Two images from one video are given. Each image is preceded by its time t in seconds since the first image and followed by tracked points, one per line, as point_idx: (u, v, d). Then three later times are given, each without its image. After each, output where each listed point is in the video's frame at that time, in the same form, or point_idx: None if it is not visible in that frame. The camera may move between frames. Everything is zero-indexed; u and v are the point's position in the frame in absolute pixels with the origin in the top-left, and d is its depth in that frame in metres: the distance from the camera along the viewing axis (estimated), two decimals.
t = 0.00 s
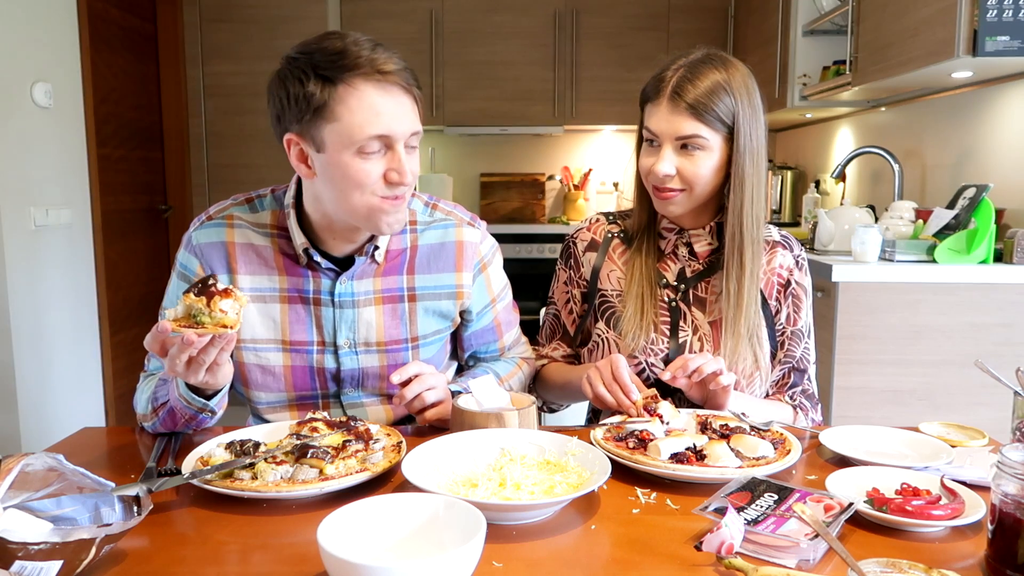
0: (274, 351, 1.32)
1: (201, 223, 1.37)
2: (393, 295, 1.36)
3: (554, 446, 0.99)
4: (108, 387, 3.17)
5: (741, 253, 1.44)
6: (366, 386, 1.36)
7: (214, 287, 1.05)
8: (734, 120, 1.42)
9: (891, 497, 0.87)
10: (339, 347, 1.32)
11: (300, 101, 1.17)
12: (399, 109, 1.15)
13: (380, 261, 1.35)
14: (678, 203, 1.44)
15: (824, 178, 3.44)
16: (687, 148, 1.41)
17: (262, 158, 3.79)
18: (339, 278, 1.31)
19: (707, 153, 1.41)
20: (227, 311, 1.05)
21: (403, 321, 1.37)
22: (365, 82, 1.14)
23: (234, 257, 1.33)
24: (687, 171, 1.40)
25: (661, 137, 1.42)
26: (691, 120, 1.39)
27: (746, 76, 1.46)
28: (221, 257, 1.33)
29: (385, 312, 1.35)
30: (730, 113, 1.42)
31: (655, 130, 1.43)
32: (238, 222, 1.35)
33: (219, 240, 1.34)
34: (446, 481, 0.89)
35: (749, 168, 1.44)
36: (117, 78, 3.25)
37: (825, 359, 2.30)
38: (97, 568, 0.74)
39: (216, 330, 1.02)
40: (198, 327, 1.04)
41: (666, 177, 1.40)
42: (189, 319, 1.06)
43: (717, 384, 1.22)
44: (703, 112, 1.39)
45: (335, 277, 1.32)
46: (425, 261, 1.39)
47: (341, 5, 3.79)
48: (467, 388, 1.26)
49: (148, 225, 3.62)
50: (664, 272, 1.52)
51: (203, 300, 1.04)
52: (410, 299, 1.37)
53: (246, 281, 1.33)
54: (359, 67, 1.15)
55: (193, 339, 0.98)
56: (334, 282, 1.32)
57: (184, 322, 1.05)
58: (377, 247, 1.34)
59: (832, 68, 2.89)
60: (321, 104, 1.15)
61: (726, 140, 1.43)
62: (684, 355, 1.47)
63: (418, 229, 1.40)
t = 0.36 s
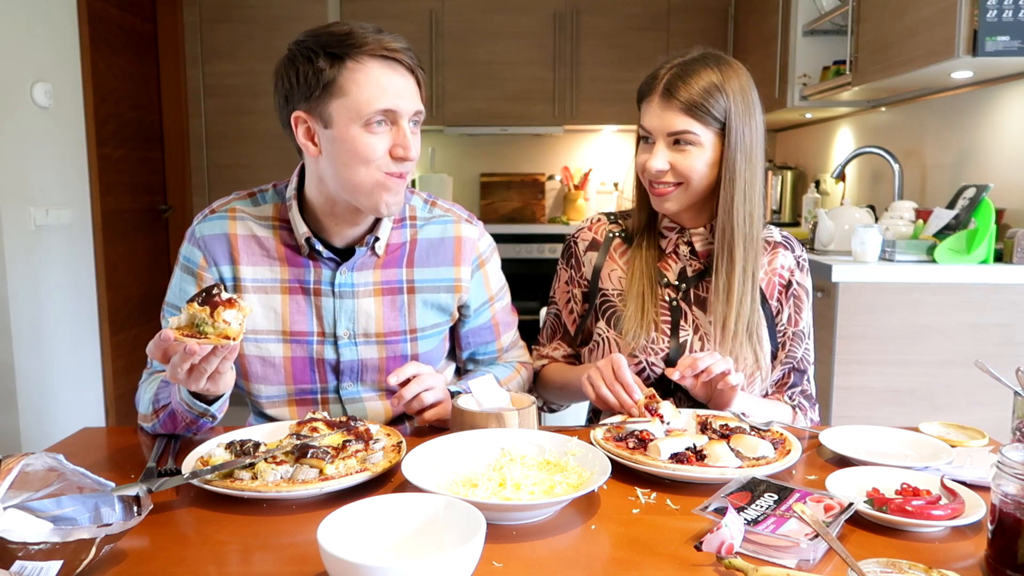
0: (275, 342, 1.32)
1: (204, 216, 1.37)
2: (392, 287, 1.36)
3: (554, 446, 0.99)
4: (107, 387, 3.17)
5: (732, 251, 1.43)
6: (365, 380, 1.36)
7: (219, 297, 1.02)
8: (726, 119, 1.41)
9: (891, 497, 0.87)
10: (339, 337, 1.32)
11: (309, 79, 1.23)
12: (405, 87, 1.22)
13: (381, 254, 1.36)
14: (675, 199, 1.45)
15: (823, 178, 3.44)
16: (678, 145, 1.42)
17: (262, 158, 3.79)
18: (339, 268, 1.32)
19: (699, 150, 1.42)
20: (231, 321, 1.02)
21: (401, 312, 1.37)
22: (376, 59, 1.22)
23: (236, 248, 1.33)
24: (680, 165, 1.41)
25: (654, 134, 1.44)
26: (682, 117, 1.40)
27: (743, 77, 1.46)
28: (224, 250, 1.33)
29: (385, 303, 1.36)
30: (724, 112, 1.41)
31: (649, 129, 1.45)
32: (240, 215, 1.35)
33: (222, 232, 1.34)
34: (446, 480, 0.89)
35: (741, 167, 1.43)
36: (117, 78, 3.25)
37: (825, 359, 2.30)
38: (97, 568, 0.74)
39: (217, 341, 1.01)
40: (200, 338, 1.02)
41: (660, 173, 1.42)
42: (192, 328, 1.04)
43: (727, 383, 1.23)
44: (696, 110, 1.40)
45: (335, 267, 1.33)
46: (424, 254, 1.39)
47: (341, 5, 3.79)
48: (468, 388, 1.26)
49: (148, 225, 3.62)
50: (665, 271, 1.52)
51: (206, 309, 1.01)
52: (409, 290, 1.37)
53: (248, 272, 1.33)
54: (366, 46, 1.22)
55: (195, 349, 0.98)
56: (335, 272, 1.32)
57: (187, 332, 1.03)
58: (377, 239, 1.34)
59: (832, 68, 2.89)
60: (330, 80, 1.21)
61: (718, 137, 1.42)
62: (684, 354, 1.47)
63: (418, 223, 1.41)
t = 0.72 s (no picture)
0: (275, 335, 1.32)
1: (205, 212, 1.37)
2: (390, 278, 1.36)
3: (554, 446, 0.99)
4: (107, 386, 3.17)
5: (724, 254, 1.44)
6: (364, 374, 1.36)
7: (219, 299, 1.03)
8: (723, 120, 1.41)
9: (891, 497, 0.87)
10: (339, 327, 1.33)
11: (306, 65, 1.26)
12: (398, 70, 1.25)
13: (379, 246, 1.36)
14: (668, 201, 1.45)
15: (823, 178, 3.44)
16: (672, 143, 1.42)
17: (262, 158, 3.79)
18: (338, 259, 1.32)
19: (692, 149, 1.41)
20: (230, 323, 1.02)
21: (399, 304, 1.37)
22: (367, 42, 1.25)
23: (236, 242, 1.33)
24: (672, 163, 1.41)
25: (649, 133, 1.45)
26: (676, 115, 1.40)
27: (743, 83, 1.45)
28: (224, 244, 1.33)
29: (384, 295, 1.36)
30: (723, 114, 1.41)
31: (645, 127, 1.46)
32: (241, 211, 1.36)
33: (223, 227, 1.34)
34: (446, 480, 0.89)
35: (739, 168, 1.43)
36: (116, 78, 3.25)
37: (825, 359, 2.30)
38: (96, 568, 0.74)
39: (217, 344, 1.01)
40: (200, 339, 1.02)
41: (652, 170, 1.42)
42: (192, 330, 1.04)
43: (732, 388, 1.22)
44: (693, 109, 1.40)
45: (334, 259, 1.33)
46: (422, 247, 1.39)
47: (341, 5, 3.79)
48: (467, 389, 1.26)
49: (148, 225, 3.62)
50: (665, 274, 1.52)
51: (206, 312, 1.02)
52: (407, 282, 1.37)
53: (248, 265, 1.33)
54: (361, 31, 1.25)
55: (194, 352, 0.98)
56: (334, 263, 1.33)
57: (186, 334, 1.03)
58: (376, 231, 1.35)
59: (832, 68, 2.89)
60: (326, 65, 1.24)
61: (717, 141, 1.42)
62: (686, 358, 1.46)
63: (416, 218, 1.41)
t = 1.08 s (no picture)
0: (274, 329, 1.32)
1: (204, 212, 1.37)
2: (388, 272, 1.37)
3: (554, 446, 0.99)
4: (107, 386, 3.17)
5: (720, 255, 1.44)
6: (362, 368, 1.36)
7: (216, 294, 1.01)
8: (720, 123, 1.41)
9: (891, 497, 0.87)
10: (337, 321, 1.33)
11: (306, 62, 1.28)
12: (398, 67, 1.28)
13: (375, 241, 1.36)
14: (664, 201, 1.45)
15: (824, 178, 3.44)
16: (668, 143, 1.43)
17: (262, 158, 3.79)
18: (335, 253, 1.33)
19: (687, 149, 1.41)
20: (229, 318, 1.01)
21: (397, 296, 1.37)
22: (368, 39, 1.27)
23: (235, 240, 1.33)
24: (666, 163, 1.42)
25: (646, 134, 1.46)
26: (672, 116, 1.41)
27: (744, 88, 1.45)
28: (224, 242, 1.33)
29: (381, 288, 1.36)
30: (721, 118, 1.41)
31: (643, 129, 1.47)
32: (239, 209, 1.36)
33: (222, 226, 1.34)
34: (446, 480, 0.89)
35: (734, 167, 1.42)
36: (116, 78, 3.25)
37: (825, 359, 2.30)
38: (96, 568, 0.74)
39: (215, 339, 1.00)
40: (198, 336, 1.01)
41: (647, 170, 1.44)
42: (190, 326, 1.03)
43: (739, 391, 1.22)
44: (689, 112, 1.41)
45: (332, 252, 1.33)
46: (418, 241, 1.40)
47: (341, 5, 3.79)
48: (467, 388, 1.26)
49: (148, 224, 3.62)
50: (669, 276, 1.52)
51: (203, 307, 1.00)
52: (404, 276, 1.37)
53: (247, 262, 1.33)
54: (361, 28, 1.27)
55: (193, 348, 0.98)
56: (331, 257, 1.33)
57: (184, 330, 1.02)
58: (372, 224, 1.36)
59: (832, 68, 2.89)
60: (330, 58, 1.26)
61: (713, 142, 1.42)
62: (689, 360, 1.46)
63: (411, 213, 1.42)
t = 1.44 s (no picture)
0: (277, 327, 1.32)
1: (210, 212, 1.37)
2: (389, 272, 1.37)
3: (555, 446, 0.99)
4: (107, 387, 3.17)
5: (733, 260, 1.43)
6: (364, 368, 1.35)
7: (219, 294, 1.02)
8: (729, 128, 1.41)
9: (891, 497, 0.87)
10: (338, 320, 1.33)
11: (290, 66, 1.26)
12: (337, 75, 1.19)
13: (378, 242, 1.37)
14: (673, 208, 1.45)
15: (823, 178, 3.45)
16: (674, 151, 1.42)
17: (262, 158, 3.79)
18: (338, 253, 1.33)
19: (696, 158, 1.41)
20: (231, 317, 1.02)
21: (397, 298, 1.37)
22: (318, 44, 1.20)
23: (240, 239, 1.34)
24: (675, 171, 1.41)
25: (651, 141, 1.45)
26: (681, 124, 1.40)
27: (748, 87, 1.45)
28: (229, 241, 1.33)
29: (382, 287, 1.36)
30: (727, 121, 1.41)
31: (650, 136, 1.45)
32: (244, 209, 1.36)
33: (227, 225, 1.34)
34: (446, 481, 0.89)
35: (745, 172, 1.43)
36: (117, 78, 3.25)
37: (825, 359, 2.30)
38: (96, 568, 0.74)
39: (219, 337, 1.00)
40: (201, 335, 1.01)
41: (654, 178, 1.43)
42: (192, 327, 1.04)
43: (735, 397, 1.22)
44: (696, 119, 1.40)
45: (335, 252, 1.34)
46: (420, 246, 1.40)
47: (341, 5, 3.79)
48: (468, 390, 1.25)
49: (148, 224, 3.62)
50: (671, 277, 1.52)
51: (206, 307, 1.01)
52: (406, 277, 1.38)
53: (251, 259, 1.33)
54: (334, 33, 1.20)
55: (196, 347, 0.97)
56: (334, 257, 1.33)
57: (186, 330, 1.03)
58: (377, 227, 1.36)
59: (832, 68, 2.89)
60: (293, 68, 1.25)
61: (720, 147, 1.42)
62: (690, 360, 1.46)
63: (414, 217, 1.42)
